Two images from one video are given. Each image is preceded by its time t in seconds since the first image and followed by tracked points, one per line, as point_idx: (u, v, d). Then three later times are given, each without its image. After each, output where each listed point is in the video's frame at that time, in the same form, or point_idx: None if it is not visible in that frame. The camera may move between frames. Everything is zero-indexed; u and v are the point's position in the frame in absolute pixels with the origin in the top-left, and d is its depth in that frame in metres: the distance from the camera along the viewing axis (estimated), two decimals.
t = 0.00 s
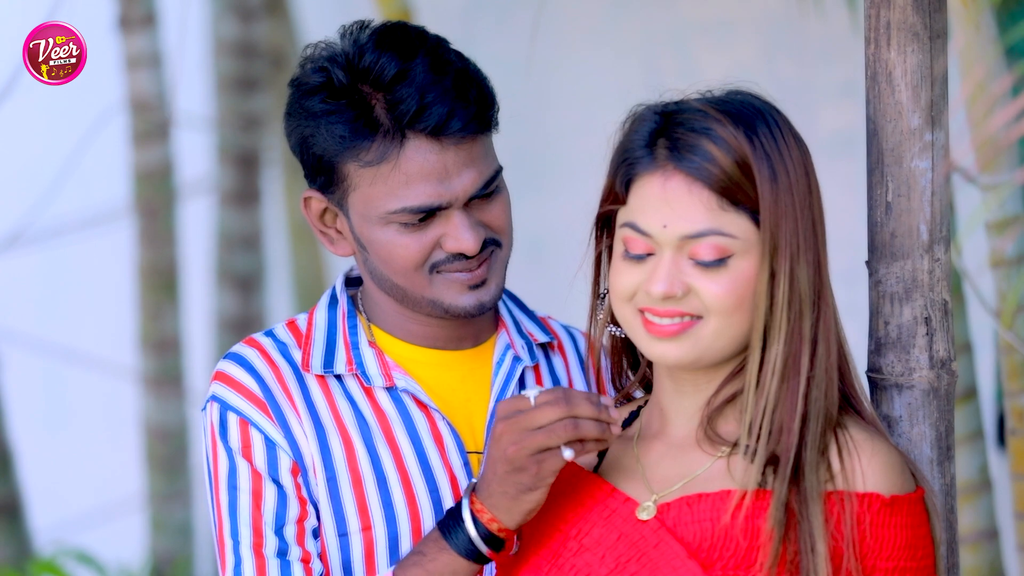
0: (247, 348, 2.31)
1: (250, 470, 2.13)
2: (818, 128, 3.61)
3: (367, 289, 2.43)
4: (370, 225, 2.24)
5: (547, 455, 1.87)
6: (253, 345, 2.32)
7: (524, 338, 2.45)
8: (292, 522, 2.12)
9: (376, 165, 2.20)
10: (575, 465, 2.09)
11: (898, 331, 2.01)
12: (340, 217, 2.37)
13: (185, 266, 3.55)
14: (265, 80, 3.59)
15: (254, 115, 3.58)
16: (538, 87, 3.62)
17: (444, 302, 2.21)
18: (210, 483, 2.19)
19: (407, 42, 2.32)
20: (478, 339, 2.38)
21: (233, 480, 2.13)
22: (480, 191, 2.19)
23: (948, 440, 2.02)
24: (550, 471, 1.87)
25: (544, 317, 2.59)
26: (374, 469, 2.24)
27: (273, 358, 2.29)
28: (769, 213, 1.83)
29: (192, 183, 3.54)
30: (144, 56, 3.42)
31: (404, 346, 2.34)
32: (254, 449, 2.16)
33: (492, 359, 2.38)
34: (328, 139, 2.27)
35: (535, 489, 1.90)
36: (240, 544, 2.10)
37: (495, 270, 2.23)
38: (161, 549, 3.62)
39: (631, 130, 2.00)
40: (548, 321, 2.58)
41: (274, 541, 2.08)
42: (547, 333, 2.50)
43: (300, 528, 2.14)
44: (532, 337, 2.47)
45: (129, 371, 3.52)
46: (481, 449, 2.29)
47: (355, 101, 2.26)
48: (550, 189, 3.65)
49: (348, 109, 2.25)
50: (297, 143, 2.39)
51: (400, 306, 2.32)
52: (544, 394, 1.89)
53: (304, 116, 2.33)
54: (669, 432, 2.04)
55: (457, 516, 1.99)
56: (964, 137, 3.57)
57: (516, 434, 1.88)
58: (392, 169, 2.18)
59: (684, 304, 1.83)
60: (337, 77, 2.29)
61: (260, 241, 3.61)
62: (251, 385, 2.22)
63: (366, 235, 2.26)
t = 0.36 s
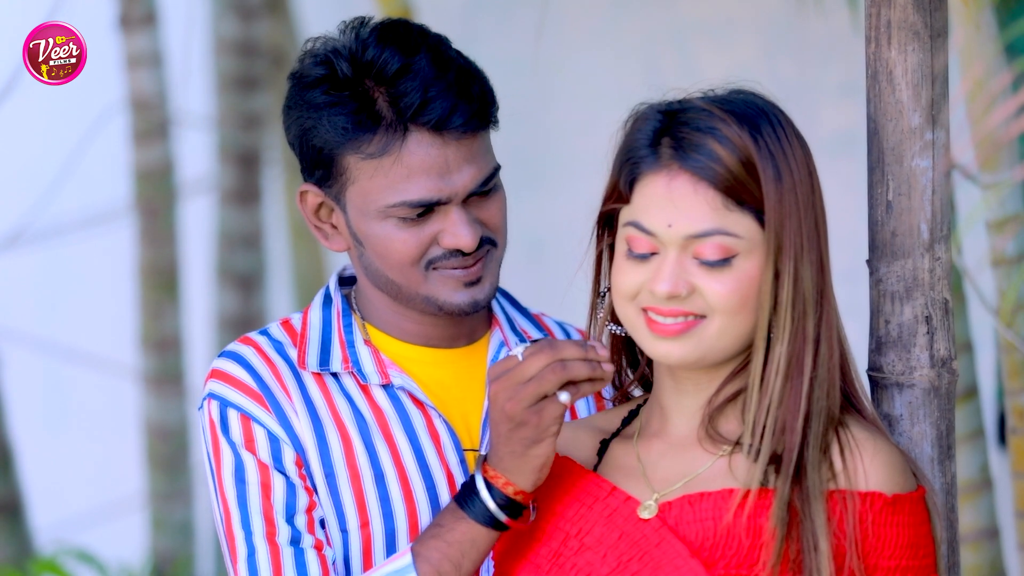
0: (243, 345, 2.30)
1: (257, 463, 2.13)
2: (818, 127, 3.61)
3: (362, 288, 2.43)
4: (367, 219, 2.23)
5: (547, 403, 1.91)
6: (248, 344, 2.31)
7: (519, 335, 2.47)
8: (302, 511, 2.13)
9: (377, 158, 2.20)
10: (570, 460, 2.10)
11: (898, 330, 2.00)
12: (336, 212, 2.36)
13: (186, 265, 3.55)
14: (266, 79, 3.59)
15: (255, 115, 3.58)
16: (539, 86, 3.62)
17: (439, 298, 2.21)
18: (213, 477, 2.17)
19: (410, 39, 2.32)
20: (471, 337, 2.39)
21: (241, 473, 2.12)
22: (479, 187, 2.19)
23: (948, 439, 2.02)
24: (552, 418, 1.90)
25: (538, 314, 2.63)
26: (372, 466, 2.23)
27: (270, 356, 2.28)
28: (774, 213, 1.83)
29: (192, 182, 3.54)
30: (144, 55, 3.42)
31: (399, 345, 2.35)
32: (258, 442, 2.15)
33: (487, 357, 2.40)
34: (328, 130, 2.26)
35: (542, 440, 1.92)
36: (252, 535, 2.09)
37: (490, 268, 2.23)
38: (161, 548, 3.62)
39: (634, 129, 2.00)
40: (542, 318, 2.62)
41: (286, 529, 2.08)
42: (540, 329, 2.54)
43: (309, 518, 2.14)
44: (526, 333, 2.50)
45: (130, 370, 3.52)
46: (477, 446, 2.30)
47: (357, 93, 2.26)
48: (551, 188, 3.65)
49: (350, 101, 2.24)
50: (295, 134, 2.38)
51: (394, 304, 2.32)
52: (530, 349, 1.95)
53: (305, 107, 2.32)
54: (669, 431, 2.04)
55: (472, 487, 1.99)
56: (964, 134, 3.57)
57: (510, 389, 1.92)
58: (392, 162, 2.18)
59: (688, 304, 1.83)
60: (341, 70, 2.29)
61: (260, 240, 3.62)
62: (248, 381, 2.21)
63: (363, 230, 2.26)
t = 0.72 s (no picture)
0: (241, 344, 2.29)
1: (262, 456, 2.12)
2: (818, 127, 3.61)
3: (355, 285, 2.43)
4: (361, 213, 2.23)
5: (546, 369, 1.98)
6: (246, 342, 2.31)
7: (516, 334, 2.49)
8: (309, 501, 2.12)
9: (371, 151, 2.19)
10: (570, 459, 2.10)
11: (898, 330, 2.00)
12: (330, 207, 2.36)
13: (186, 264, 3.55)
14: (267, 78, 3.59)
15: (255, 114, 3.57)
16: (540, 85, 3.61)
17: (430, 294, 2.21)
18: (216, 472, 2.16)
19: (405, 35, 2.32)
20: (467, 335, 2.40)
21: (246, 467, 2.11)
22: (473, 182, 2.19)
23: (948, 438, 2.02)
24: (551, 382, 1.97)
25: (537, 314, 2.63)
26: (372, 463, 2.23)
27: (269, 355, 2.27)
28: (776, 214, 1.83)
29: (193, 181, 3.53)
30: (144, 55, 3.42)
31: (396, 343, 2.35)
32: (262, 434, 2.15)
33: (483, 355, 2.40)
34: (324, 123, 2.25)
35: (546, 405, 1.97)
36: (263, 525, 2.07)
37: (482, 265, 2.23)
38: (162, 547, 3.62)
39: (634, 130, 2.00)
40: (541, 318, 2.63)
41: (297, 519, 2.07)
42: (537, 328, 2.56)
43: (317, 508, 2.14)
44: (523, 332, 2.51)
45: (130, 370, 3.52)
46: (474, 444, 2.31)
47: (352, 86, 2.25)
48: (552, 187, 3.65)
49: (345, 93, 2.24)
50: (290, 127, 2.37)
51: (387, 301, 2.33)
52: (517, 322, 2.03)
53: (300, 100, 2.31)
54: (668, 431, 2.04)
55: (482, 466, 2.00)
56: (965, 133, 3.57)
57: (506, 360, 1.99)
58: (386, 154, 2.18)
59: (691, 305, 1.83)
60: (337, 63, 2.28)
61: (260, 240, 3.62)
62: (247, 377, 2.21)
63: (356, 225, 2.25)
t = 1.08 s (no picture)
0: (241, 341, 2.29)
1: (266, 449, 2.12)
2: (818, 126, 3.61)
3: (351, 284, 2.43)
4: (354, 210, 2.23)
5: (558, 356, 1.99)
6: (246, 339, 2.31)
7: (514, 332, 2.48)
8: (315, 493, 2.12)
9: (361, 145, 2.19)
10: (570, 458, 2.09)
11: (898, 330, 2.00)
12: (323, 205, 2.36)
13: (187, 264, 3.55)
14: (266, 78, 3.58)
15: (255, 114, 3.57)
16: (540, 85, 3.61)
17: (425, 290, 2.21)
18: (219, 467, 2.15)
19: (395, 31, 2.32)
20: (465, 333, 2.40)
21: (251, 460, 2.11)
22: (465, 175, 2.19)
23: (949, 437, 2.02)
24: (564, 369, 1.98)
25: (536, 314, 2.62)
26: (372, 459, 2.23)
27: (269, 351, 2.27)
28: (776, 213, 1.83)
29: (193, 180, 3.53)
30: (144, 54, 3.42)
31: (394, 341, 2.35)
32: (265, 428, 2.15)
33: (482, 353, 2.40)
34: (314, 118, 2.25)
35: (555, 392, 1.98)
36: (269, 518, 2.06)
37: (476, 259, 2.23)
38: (162, 547, 3.62)
39: (634, 131, 2.00)
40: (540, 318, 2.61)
41: (304, 510, 2.06)
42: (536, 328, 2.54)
43: (322, 500, 2.13)
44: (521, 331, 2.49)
45: (131, 369, 3.52)
46: (473, 442, 2.31)
47: (341, 81, 2.25)
48: (552, 187, 3.65)
49: (335, 89, 2.24)
50: (280, 124, 2.37)
51: (384, 299, 2.33)
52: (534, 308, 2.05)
53: (290, 98, 2.31)
54: (668, 430, 2.04)
55: (494, 452, 2.01)
56: (965, 132, 3.57)
57: (521, 344, 2.01)
58: (378, 149, 2.18)
59: (692, 305, 1.83)
60: (326, 59, 2.28)
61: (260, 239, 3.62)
62: (248, 373, 2.21)
63: (350, 222, 2.25)
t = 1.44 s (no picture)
0: (241, 341, 2.29)
1: (264, 450, 2.11)
2: (819, 126, 3.61)
3: (349, 283, 2.43)
4: (352, 208, 2.23)
5: (563, 364, 1.98)
6: (246, 339, 2.31)
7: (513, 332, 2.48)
8: (313, 494, 2.11)
9: (355, 141, 2.19)
10: (571, 458, 2.08)
11: (899, 329, 2.00)
12: (321, 204, 2.35)
13: (187, 264, 3.54)
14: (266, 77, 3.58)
15: (255, 114, 3.57)
16: (541, 85, 3.61)
17: (424, 288, 2.20)
18: (218, 469, 2.15)
19: (389, 29, 2.32)
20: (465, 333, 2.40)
21: (249, 461, 2.11)
22: (461, 171, 2.19)
23: (949, 437, 2.02)
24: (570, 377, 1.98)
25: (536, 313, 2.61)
26: (371, 459, 2.23)
27: (268, 351, 2.27)
28: (777, 212, 1.83)
29: (193, 180, 3.53)
30: (145, 54, 3.42)
31: (394, 340, 2.35)
32: (264, 429, 2.14)
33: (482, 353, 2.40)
34: (309, 116, 2.25)
35: (563, 402, 1.97)
36: (266, 520, 2.06)
37: (473, 257, 2.23)
38: (162, 547, 3.62)
39: (635, 131, 2.00)
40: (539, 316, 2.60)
41: (301, 511, 2.06)
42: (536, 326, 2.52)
43: (320, 501, 2.13)
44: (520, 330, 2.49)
45: (131, 369, 3.52)
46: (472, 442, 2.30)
47: (336, 79, 2.25)
48: (552, 187, 3.65)
49: (329, 86, 2.24)
50: (275, 123, 2.37)
51: (383, 298, 2.33)
52: (533, 313, 2.02)
53: (285, 96, 2.31)
54: (669, 430, 2.04)
55: (478, 446, 1.99)
56: (965, 131, 3.57)
57: (524, 354, 1.97)
58: (374, 146, 2.18)
59: (694, 305, 1.83)
60: (320, 57, 2.29)
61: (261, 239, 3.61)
62: (247, 373, 2.21)
63: (348, 221, 2.25)
